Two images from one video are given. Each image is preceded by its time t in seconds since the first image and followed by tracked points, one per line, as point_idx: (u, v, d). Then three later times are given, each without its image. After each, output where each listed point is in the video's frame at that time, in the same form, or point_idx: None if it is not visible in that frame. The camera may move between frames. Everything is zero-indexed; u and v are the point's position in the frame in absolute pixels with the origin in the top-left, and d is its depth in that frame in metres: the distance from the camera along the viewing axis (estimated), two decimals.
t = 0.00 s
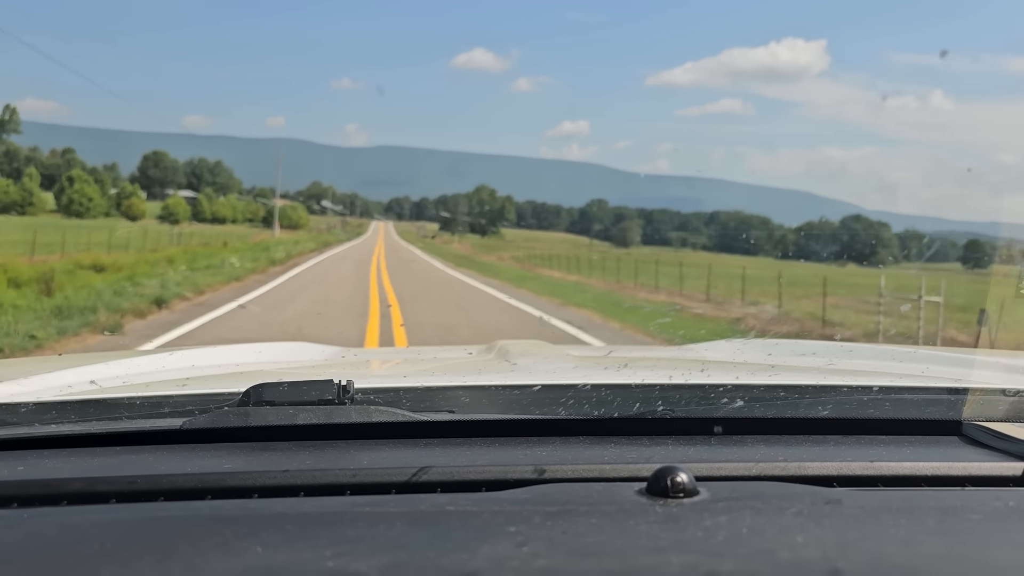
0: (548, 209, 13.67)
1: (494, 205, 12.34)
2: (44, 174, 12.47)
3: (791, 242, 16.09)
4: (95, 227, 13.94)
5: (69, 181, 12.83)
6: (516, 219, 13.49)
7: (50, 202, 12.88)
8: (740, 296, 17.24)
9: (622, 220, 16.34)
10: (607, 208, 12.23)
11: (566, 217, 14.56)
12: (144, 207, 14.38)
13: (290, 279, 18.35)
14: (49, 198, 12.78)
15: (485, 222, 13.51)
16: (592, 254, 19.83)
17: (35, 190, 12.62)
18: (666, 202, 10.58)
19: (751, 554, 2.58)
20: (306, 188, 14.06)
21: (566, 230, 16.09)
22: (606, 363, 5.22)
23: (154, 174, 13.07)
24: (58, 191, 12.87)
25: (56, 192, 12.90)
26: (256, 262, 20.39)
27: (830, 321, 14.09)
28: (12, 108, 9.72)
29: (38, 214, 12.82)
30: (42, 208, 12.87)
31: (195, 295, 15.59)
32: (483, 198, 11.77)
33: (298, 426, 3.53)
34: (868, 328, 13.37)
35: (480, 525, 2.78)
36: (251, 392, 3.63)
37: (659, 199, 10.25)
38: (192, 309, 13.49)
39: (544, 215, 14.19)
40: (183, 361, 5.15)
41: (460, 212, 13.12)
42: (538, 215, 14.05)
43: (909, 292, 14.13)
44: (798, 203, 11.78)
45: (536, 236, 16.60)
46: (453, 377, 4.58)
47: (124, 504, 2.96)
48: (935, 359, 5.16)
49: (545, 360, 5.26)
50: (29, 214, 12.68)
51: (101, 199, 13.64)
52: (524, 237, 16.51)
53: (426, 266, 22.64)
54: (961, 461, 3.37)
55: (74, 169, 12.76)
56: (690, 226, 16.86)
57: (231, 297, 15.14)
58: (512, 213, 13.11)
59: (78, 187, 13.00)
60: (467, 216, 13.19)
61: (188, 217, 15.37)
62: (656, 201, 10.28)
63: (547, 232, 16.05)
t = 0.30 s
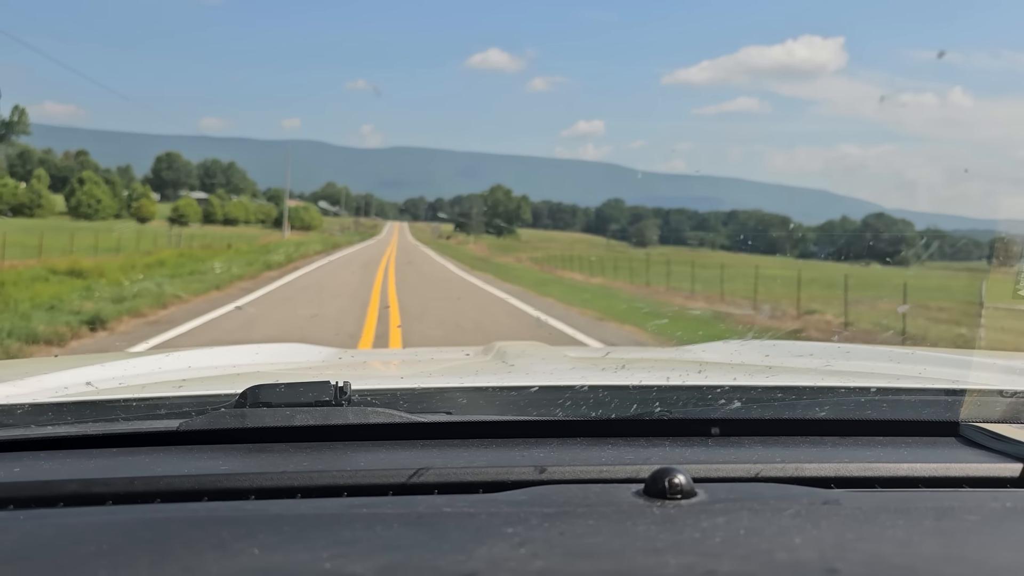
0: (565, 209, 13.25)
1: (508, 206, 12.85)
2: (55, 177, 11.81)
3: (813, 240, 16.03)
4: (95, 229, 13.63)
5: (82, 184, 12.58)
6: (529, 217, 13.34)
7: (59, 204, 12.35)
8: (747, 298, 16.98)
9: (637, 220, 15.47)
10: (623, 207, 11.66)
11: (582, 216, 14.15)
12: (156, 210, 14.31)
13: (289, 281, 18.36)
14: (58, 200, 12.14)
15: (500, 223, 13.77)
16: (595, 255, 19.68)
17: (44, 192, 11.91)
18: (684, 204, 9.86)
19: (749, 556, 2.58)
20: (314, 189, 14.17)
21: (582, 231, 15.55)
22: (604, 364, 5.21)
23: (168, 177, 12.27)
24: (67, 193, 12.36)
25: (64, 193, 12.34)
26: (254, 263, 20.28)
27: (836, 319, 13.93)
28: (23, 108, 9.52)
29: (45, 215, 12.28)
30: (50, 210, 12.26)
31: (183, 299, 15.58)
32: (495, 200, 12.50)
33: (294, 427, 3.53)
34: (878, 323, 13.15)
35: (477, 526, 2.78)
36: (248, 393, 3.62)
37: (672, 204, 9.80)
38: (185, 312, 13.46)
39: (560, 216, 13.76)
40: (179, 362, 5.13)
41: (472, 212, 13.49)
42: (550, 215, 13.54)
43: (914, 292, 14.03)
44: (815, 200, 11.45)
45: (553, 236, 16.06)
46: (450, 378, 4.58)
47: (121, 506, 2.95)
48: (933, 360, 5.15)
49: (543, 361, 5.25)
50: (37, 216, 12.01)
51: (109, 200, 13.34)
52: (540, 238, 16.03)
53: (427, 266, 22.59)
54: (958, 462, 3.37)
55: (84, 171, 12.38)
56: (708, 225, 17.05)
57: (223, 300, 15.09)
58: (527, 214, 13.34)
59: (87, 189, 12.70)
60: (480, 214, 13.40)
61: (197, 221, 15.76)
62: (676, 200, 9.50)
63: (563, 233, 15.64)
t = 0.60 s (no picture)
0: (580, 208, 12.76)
1: (523, 207, 13.39)
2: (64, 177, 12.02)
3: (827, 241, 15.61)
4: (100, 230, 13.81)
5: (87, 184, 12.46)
6: (544, 217, 13.67)
7: (68, 206, 12.57)
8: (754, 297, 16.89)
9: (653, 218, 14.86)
10: (643, 206, 11.49)
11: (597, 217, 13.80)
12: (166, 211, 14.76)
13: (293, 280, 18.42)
14: (66, 202, 12.42)
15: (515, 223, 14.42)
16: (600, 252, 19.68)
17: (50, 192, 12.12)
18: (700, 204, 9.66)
19: (751, 554, 2.58)
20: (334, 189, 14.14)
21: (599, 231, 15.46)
22: (605, 364, 5.22)
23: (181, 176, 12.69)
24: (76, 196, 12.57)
25: (73, 196, 12.58)
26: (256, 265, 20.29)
27: (839, 318, 13.95)
28: (31, 109, 9.69)
29: (52, 217, 12.55)
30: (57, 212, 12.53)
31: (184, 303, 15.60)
32: (511, 199, 12.99)
33: (296, 427, 3.53)
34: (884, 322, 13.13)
35: (478, 525, 2.78)
36: (249, 393, 3.62)
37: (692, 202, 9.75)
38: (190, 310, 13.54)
39: (575, 215, 13.46)
40: (181, 363, 5.14)
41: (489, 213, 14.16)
42: (565, 215, 13.43)
43: (917, 291, 14.12)
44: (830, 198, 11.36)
45: (568, 236, 16.23)
46: (451, 378, 4.58)
47: (124, 506, 2.95)
48: (934, 359, 5.15)
49: (545, 360, 5.26)
50: (45, 217, 12.25)
51: (116, 202, 13.57)
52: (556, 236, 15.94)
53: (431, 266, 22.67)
54: (961, 461, 3.37)
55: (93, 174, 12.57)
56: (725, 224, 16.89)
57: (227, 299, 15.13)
58: (541, 215, 13.75)
59: (93, 191, 12.72)
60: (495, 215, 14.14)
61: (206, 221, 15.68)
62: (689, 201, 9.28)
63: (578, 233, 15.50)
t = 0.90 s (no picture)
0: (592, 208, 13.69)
1: (537, 206, 14.89)
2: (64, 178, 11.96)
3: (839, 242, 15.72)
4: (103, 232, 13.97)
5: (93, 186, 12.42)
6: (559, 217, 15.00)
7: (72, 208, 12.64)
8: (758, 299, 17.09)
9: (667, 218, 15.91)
10: (660, 204, 12.14)
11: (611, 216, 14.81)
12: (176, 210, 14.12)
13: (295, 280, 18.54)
14: (71, 204, 12.40)
15: (529, 223, 15.59)
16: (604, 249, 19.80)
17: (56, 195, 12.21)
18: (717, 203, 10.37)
19: (750, 558, 2.57)
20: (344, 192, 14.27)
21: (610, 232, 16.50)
22: (605, 365, 5.23)
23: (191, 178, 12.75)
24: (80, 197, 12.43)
25: (79, 197, 12.50)
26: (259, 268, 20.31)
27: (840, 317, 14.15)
28: (35, 109, 9.65)
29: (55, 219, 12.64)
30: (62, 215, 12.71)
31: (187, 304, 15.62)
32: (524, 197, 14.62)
33: (295, 428, 3.53)
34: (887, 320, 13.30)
35: (477, 528, 2.78)
36: (248, 394, 3.61)
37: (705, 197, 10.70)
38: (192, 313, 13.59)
39: (589, 215, 14.51)
40: (180, 364, 5.14)
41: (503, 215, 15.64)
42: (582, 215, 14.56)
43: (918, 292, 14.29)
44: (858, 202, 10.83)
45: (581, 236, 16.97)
46: (451, 379, 4.59)
47: (122, 507, 2.95)
48: (933, 361, 5.15)
49: (544, 362, 5.27)
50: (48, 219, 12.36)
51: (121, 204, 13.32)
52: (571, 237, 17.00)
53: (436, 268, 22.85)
54: (960, 464, 3.36)
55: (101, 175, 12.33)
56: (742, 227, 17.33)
57: (229, 301, 15.18)
58: (555, 214, 15.16)
59: (100, 193, 12.53)
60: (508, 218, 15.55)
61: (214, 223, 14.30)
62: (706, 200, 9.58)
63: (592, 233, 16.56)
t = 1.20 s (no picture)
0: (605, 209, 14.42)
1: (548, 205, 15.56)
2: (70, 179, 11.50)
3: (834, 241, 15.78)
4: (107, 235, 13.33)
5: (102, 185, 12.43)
6: (571, 217, 15.77)
7: (77, 209, 12.04)
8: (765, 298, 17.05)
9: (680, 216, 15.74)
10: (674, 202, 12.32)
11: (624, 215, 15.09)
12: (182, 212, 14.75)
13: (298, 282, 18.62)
14: (76, 206, 11.87)
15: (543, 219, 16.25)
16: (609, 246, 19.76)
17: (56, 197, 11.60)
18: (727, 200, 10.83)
19: (755, 556, 2.57)
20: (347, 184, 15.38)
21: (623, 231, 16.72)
22: (608, 364, 5.23)
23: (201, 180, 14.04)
24: (86, 199, 12.13)
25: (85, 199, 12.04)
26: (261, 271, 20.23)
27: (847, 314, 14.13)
28: (39, 110, 9.70)
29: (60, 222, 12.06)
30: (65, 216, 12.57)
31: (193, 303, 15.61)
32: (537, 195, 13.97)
33: (298, 427, 3.53)
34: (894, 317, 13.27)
35: (481, 526, 2.78)
36: (252, 394, 3.61)
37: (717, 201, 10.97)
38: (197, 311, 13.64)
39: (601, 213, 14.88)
40: (183, 364, 5.14)
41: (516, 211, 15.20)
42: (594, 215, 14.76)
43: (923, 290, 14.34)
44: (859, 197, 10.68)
45: (595, 236, 17.17)
46: (454, 378, 4.59)
47: (126, 507, 2.95)
48: (937, 359, 5.14)
49: (547, 361, 5.27)
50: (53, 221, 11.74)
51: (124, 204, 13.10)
52: (585, 236, 17.26)
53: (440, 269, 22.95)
54: (966, 462, 3.35)
55: (108, 175, 12.55)
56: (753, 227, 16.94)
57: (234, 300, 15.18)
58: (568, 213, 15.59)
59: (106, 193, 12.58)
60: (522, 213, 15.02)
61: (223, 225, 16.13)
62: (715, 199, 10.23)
63: (604, 233, 16.78)
